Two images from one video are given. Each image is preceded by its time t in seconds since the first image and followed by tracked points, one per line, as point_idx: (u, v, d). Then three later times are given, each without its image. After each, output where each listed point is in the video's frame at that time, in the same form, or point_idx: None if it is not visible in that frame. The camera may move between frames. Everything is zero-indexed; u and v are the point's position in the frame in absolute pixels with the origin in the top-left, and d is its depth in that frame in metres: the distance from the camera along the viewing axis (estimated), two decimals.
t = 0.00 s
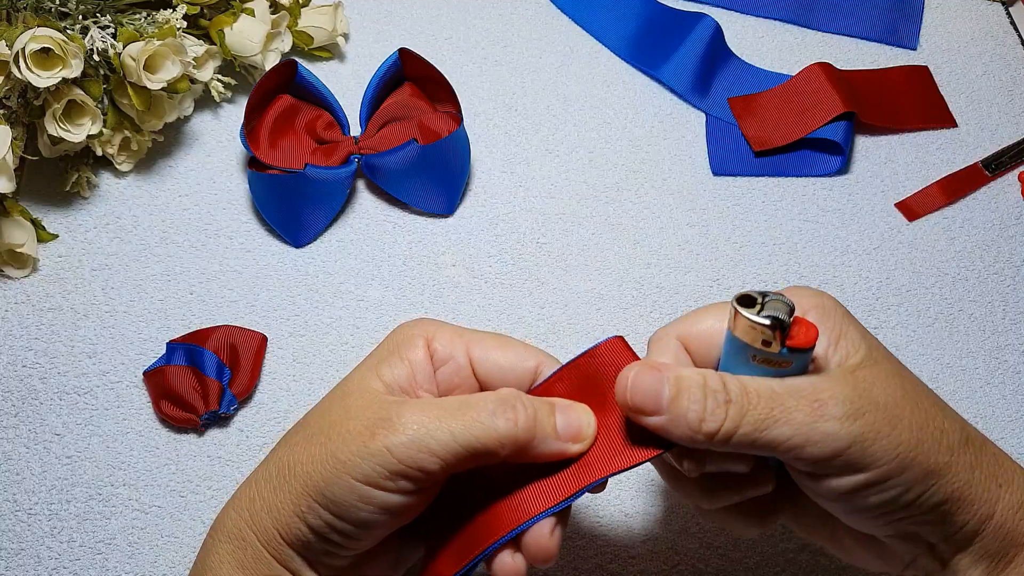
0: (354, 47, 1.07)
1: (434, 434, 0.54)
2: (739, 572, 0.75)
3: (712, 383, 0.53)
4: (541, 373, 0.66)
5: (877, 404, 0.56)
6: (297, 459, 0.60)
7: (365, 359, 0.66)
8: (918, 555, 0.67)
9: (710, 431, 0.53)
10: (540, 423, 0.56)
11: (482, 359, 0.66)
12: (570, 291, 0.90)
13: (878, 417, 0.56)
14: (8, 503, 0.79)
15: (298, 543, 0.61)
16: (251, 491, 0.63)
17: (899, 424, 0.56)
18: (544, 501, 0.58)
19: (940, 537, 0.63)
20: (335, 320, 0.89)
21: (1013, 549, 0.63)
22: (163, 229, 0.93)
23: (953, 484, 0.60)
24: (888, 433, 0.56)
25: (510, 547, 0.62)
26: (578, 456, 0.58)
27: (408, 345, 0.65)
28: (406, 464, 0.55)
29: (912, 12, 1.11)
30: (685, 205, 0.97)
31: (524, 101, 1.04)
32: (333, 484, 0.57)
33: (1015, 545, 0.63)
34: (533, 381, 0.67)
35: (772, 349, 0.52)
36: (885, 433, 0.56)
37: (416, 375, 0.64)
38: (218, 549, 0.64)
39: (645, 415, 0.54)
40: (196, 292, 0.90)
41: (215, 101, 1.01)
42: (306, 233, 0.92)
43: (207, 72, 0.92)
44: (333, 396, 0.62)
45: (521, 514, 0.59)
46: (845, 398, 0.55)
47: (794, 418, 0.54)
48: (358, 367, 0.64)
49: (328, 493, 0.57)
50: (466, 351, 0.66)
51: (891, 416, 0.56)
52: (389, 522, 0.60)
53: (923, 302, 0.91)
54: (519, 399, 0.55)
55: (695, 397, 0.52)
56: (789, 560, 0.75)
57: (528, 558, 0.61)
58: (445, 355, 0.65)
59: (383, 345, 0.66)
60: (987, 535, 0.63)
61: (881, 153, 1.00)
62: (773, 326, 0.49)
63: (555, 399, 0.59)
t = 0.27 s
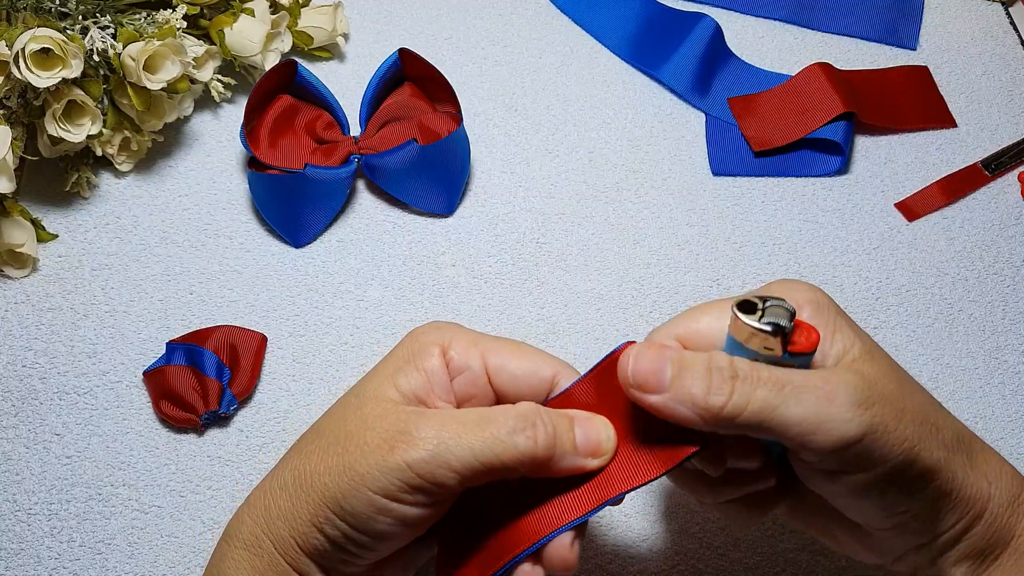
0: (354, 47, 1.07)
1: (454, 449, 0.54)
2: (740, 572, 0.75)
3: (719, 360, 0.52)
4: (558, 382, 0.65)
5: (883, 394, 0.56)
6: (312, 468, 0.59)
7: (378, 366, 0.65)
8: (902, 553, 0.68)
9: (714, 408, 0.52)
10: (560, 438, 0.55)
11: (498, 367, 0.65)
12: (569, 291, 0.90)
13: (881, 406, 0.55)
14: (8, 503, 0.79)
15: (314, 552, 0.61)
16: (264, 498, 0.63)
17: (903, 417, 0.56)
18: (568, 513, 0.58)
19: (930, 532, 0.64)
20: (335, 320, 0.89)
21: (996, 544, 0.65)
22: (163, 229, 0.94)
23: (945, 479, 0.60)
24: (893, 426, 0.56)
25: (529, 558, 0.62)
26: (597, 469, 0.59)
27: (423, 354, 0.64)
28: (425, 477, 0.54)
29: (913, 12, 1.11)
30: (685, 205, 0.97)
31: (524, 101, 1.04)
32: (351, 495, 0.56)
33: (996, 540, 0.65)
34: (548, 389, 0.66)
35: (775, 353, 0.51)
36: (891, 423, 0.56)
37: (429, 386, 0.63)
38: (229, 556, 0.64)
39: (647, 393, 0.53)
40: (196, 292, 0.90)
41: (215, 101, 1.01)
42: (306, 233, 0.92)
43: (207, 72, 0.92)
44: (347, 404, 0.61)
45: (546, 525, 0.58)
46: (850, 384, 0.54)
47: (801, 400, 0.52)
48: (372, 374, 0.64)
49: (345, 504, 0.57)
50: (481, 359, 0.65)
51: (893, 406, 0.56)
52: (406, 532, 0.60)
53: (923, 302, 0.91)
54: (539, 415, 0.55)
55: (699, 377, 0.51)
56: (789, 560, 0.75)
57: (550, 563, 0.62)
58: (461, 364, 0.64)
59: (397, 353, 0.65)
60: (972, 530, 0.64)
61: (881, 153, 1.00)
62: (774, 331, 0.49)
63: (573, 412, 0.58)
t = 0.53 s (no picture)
0: (354, 47, 1.07)
1: (468, 455, 0.54)
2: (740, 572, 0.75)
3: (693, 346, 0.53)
4: (573, 391, 0.65)
5: (858, 382, 0.55)
6: (322, 471, 0.59)
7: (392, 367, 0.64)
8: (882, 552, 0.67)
9: (691, 390, 0.53)
10: (573, 448, 0.55)
11: (511, 373, 0.64)
12: (569, 291, 0.90)
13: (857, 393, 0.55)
14: (8, 503, 0.79)
15: (322, 556, 0.60)
16: (273, 500, 0.62)
17: (876, 410, 0.56)
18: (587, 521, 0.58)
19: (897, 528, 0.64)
20: (335, 321, 0.89)
21: (971, 545, 0.63)
22: (163, 230, 0.94)
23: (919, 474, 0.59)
24: (865, 413, 0.55)
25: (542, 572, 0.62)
26: (612, 481, 0.58)
27: (439, 357, 0.63)
28: (436, 484, 0.54)
29: (913, 12, 1.11)
30: (685, 205, 0.97)
31: (524, 101, 1.04)
32: (361, 500, 0.56)
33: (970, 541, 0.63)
34: (562, 397, 0.65)
35: (761, 327, 0.53)
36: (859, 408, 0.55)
37: (447, 390, 0.62)
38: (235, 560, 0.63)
39: (623, 378, 0.55)
40: (196, 292, 0.90)
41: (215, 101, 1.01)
42: (305, 233, 0.92)
43: (207, 72, 0.92)
44: (358, 406, 0.61)
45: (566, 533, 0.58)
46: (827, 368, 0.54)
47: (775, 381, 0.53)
48: (385, 376, 0.63)
49: (355, 509, 0.57)
50: (496, 365, 0.64)
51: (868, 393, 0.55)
52: (413, 538, 0.60)
53: (923, 302, 0.91)
54: (552, 424, 0.55)
55: (675, 360, 0.53)
56: (790, 561, 0.75)
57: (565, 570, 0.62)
58: (475, 369, 0.63)
59: (413, 353, 0.64)
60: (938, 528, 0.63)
61: (880, 153, 1.00)
62: (763, 302, 0.51)
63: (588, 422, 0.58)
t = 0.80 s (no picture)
0: (354, 47, 1.07)
1: (472, 457, 0.54)
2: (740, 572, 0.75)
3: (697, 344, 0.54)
4: (572, 394, 0.66)
5: (854, 387, 0.56)
6: (325, 475, 0.59)
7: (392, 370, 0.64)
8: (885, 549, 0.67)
9: (689, 389, 0.54)
10: (575, 448, 0.55)
11: (512, 375, 0.65)
12: (569, 291, 0.90)
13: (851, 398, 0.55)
14: (8, 503, 0.79)
15: (324, 559, 0.60)
16: (275, 504, 0.62)
17: (872, 417, 0.56)
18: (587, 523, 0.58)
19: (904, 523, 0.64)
20: (335, 321, 0.89)
21: (975, 546, 0.63)
22: (163, 230, 0.93)
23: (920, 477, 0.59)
24: (859, 418, 0.56)
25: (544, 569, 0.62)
26: (612, 483, 0.58)
27: (439, 360, 0.63)
28: (439, 487, 0.54)
29: (913, 13, 1.11)
30: (685, 205, 0.97)
31: (524, 101, 1.04)
32: (364, 503, 0.56)
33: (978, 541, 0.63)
34: (561, 399, 0.66)
35: (762, 326, 0.53)
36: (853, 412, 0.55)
37: (448, 393, 0.63)
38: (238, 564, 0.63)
39: (628, 360, 0.54)
40: (196, 292, 0.90)
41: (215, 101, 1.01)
42: (306, 233, 0.92)
43: (207, 72, 0.92)
44: (359, 409, 0.61)
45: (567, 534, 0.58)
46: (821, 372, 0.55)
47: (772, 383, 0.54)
48: (386, 378, 0.63)
49: (358, 512, 0.56)
50: (495, 367, 0.65)
51: (864, 399, 0.56)
52: (416, 541, 0.60)
53: (923, 302, 0.91)
54: (555, 425, 0.55)
55: (680, 357, 0.53)
56: (790, 561, 0.75)
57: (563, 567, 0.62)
58: (475, 371, 0.64)
59: (412, 356, 0.64)
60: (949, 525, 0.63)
61: (880, 153, 1.00)
62: (764, 302, 0.51)
63: (588, 423, 0.58)
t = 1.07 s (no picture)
0: (354, 47, 1.07)
1: (462, 451, 0.54)
2: (740, 572, 0.75)
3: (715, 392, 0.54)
4: (559, 385, 0.65)
5: (888, 409, 0.55)
6: (319, 472, 0.59)
7: (380, 369, 0.65)
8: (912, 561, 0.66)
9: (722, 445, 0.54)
10: (565, 438, 0.56)
11: (499, 369, 0.65)
12: (569, 292, 0.91)
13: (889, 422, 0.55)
14: (8, 503, 0.79)
15: (321, 557, 0.60)
16: (269, 505, 0.62)
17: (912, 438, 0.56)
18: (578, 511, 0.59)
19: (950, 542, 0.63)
20: (335, 321, 0.89)
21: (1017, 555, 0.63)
22: (163, 230, 0.93)
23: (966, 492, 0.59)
24: (900, 443, 0.55)
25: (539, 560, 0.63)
26: (602, 469, 0.59)
27: (427, 355, 0.64)
28: (433, 481, 0.54)
29: (913, 13, 1.11)
30: (685, 205, 0.97)
31: (524, 101, 1.04)
32: (358, 500, 0.56)
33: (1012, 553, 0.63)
34: (549, 391, 0.66)
35: (788, 362, 0.51)
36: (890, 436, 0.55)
37: (436, 387, 0.63)
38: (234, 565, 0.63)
39: (653, 445, 0.56)
40: (196, 292, 0.90)
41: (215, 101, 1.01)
42: (306, 234, 0.92)
43: (207, 72, 0.92)
44: (350, 408, 0.62)
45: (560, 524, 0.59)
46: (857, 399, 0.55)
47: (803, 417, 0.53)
48: (374, 378, 0.64)
49: (353, 508, 0.57)
50: (483, 361, 0.65)
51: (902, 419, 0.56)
52: (412, 536, 0.60)
53: (923, 303, 0.91)
54: (544, 415, 0.55)
55: (702, 416, 0.53)
56: (790, 561, 0.75)
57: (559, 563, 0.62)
58: (463, 366, 0.64)
59: (400, 354, 0.65)
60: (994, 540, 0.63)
61: (880, 153, 1.00)
62: (787, 339, 0.50)
63: (576, 413, 0.59)
